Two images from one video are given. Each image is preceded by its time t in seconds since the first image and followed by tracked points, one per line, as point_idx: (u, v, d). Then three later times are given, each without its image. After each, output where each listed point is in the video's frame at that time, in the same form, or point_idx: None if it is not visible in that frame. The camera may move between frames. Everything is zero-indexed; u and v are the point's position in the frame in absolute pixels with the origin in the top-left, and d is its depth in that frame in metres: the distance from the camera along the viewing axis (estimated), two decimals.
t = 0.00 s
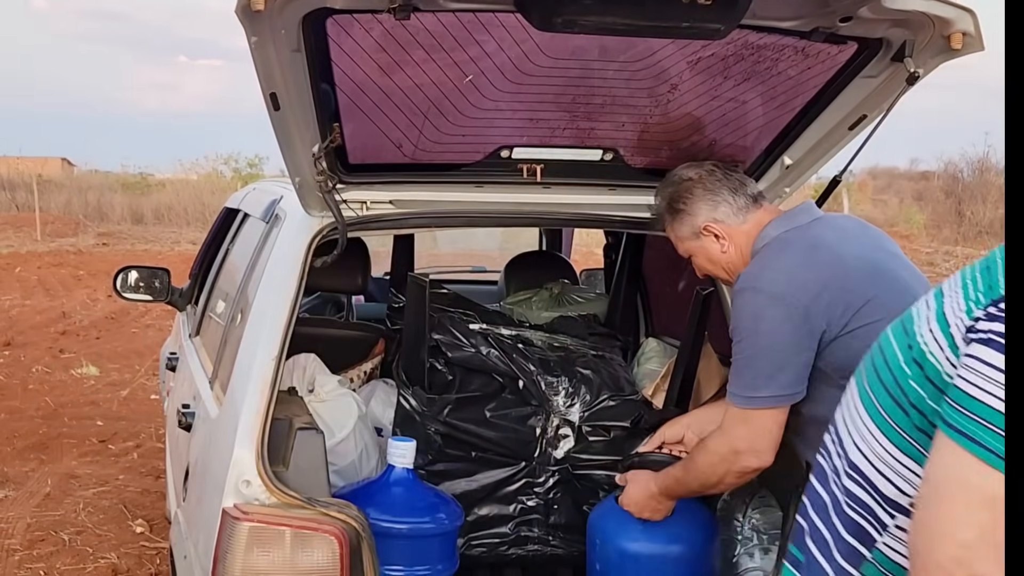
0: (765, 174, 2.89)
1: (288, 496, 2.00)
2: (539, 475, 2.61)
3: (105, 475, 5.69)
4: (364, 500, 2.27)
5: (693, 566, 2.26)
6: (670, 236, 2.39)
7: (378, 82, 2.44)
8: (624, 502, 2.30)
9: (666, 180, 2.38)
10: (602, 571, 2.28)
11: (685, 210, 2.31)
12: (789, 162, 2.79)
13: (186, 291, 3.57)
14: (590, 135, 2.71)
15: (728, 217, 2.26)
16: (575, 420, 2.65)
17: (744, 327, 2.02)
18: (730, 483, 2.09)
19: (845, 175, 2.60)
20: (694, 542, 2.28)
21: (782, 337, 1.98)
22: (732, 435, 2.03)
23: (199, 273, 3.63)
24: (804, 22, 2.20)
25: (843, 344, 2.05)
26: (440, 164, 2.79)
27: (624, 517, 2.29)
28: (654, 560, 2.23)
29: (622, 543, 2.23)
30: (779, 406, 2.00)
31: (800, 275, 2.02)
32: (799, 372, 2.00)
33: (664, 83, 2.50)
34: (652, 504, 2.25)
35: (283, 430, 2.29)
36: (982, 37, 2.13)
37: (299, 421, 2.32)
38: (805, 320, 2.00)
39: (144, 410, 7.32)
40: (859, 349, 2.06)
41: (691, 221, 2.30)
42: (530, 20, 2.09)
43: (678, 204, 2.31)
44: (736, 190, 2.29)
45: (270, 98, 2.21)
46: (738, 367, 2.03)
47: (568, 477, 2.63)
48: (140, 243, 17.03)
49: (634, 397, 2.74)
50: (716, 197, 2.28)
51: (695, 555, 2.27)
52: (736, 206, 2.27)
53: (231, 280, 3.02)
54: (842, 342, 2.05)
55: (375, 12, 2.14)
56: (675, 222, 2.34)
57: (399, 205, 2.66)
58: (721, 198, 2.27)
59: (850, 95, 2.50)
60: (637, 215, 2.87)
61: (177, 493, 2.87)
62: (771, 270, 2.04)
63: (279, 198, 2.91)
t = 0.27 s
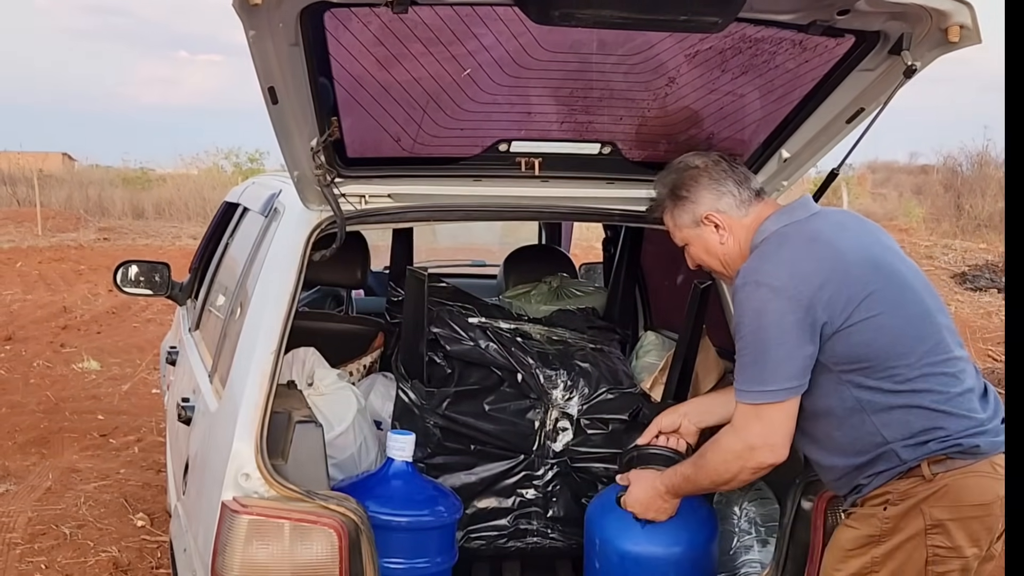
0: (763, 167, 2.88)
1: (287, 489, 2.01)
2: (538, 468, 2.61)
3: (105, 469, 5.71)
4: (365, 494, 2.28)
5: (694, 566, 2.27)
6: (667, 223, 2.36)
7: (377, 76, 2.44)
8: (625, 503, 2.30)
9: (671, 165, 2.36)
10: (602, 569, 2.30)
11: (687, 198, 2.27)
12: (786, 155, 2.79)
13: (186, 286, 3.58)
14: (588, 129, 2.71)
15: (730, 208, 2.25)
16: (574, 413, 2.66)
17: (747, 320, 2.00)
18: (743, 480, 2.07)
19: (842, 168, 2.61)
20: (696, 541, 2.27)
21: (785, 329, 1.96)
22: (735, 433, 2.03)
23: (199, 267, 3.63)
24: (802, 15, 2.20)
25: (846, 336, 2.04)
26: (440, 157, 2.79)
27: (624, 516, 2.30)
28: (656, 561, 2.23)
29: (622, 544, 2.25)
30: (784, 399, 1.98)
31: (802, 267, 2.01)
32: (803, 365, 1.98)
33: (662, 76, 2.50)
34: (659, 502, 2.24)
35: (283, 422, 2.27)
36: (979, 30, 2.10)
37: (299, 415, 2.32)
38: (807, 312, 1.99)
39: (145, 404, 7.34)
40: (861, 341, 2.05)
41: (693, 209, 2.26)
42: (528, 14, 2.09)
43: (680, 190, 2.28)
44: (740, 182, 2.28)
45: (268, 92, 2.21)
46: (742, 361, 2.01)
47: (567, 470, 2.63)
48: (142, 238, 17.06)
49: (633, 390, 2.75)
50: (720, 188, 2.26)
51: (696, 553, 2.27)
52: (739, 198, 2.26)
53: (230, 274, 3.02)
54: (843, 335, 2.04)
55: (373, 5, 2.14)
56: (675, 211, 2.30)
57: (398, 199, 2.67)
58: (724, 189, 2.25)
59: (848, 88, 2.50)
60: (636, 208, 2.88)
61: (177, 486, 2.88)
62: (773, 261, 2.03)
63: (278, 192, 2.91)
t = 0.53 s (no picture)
0: (763, 161, 2.88)
1: (287, 484, 2.02)
2: (538, 462, 2.61)
3: (106, 464, 5.71)
4: (365, 488, 2.29)
5: (694, 558, 2.26)
6: (666, 211, 2.34)
7: (377, 70, 2.44)
8: (624, 493, 2.30)
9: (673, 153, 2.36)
10: (602, 563, 2.29)
11: (691, 186, 2.26)
12: (787, 150, 2.79)
13: (186, 281, 3.58)
14: (588, 123, 2.71)
15: (734, 199, 2.24)
16: (574, 407, 2.66)
17: (742, 314, 2.00)
18: (742, 473, 2.07)
19: (843, 163, 2.61)
20: (696, 533, 2.27)
21: (781, 322, 1.97)
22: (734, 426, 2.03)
23: (199, 262, 3.63)
24: (803, 9, 2.19)
25: (843, 329, 2.05)
26: (442, 152, 2.79)
27: (624, 509, 2.29)
28: (657, 553, 2.22)
29: (623, 536, 2.24)
30: (783, 392, 1.98)
31: (798, 261, 2.02)
32: (800, 358, 1.98)
33: (662, 71, 2.50)
34: (658, 488, 2.25)
35: (284, 417, 2.28)
36: (980, 23, 2.10)
37: (299, 409, 2.33)
38: (803, 305, 1.99)
39: (146, 400, 7.34)
40: (857, 334, 2.05)
41: (696, 197, 2.26)
42: (528, 8, 2.09)
43: (684, 177, 2.27)
44: (745, 174, 2.27)
45: (268, 87, 2.20)
46: (738, 355, 2.02)
47: (567, 464, 2.63)
48: (143, 234, 17.06)
49: (633, 384, 2.75)
50: (725, 178, 2.25)
51: (696, 546, 2.26)
52: (743, 190, 2.25)
53: (231, 269, 3.02)
54: (840, 328, 2.05)
55: None
56: (678, 197, 2.29)
57: (398, 193, 2.66)
58: (729, 180, 2.25)
59: (848, 83, 2.50)
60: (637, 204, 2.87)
61: (178, 480, 2.88)
62: (769, 255, 2.03)
63: (278, 187, 2.91)
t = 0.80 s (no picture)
0: (764, 159, 2.88)
1: (289, 481, 2.02)
2: (539, 460, 2.61)
3: (108, 461, 5.72)
4: (366, 486, 2.29)
5: (689, 553, 2.26)
6: (664, 206, 2.31)
7: (378, 68, 2.44)
8: (618, 487, 2.30)
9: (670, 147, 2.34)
10: (597, 560, 2.30)
11: (694, 180, 2.25)
12: (789, 148, 2.78)
13: (187, 278, 3.59)
14: (589, 121, 2.71)
15: (737, 194, 2.24)
16: (575, 405, 2.66)
17: (739, 313, 2.01)
18: (742, 469, 2.07)
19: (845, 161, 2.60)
20: (693, 528, 2.27)
21: (778, 320, 1.97)
22: (734, 423, 2.03)
23: (200, 260, 3.64)
24: (804, 6, 2.19)
25: (840, 325, 2.05)
26: (443, 149, 2.79)
27: (617, 505, 2.29)
28: (651, 549, 2.22)
29: (617, 533, 2.24)
30: (782, 389, 1.98)
31: (792, 258, 2.02)
32: (798, 354, 1.98)
33: (664, 68, 2.49)
34: (653, 481, 2.25)
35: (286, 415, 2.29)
36: (982, 20, 2.11)
37: (301, 407, 2.33)
38: (799, 302, 2.00)
39: (147, 397, 7.35)
40: (854, 329, 2.05)
41: (699, 191, 2.24)
42: (529, 6, 2.08)
43: (687, 170, 2.25)
44: (746, 170, 2.28)
45: (270, 85, 2.20)
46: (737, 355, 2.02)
47: (568, 462, 2.62)
48: (144, 231, 17.07)
49: (634, 382, 2.75)
50: (728, 173, 2.25)
51: (693, 540, 2.26)
52: (746, 185, 2.26)
53: (232, 267, 3.02)
54: (836, 325, 2.05)
55: None
56: (679, 191, 2.26)
57: (399, 190, 2.66)
58: (733, 176, 2.25)
59: (850, 80, 2.50)
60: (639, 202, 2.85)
61: (179, 478, 2.89)
62: (764, 253, 2.03)
63: (279, 184, 2.91)
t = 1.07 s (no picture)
0: (768, 158, 2.88)
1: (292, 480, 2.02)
2: (542, 459, 2.60)
3: (112, 461, 5.73)
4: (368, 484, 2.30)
5: (678, 516, 2.29)
6: (666, 206, 2.28)
7: (381, 67, 2.44)
8: (607, 449, 2.33)
9: (672, 147, 2.31)
10: (587, 524, 2.34)
11: (701, 180, 2.22)
12: (791, 147, 2.79)
13: (191, 278, 3.59)
14: (592, 120, 2.71)
15: (743, 194, 2.23)
16: (578, 405, 2.66)
17: (740, 314, 2.01)
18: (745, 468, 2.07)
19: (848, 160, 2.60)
20: (682, 492, 2.30)
21: (777, 321, 1.97)
22: (734, 419, 2.03)
23: (204, 259, 3.64)
24: (809, 6, 2.19)
25: (840, 324, 2.05)
26: (446, 148, 2.78)
27: (608, 470, 2.33)
28: (636, 510, 2.26)
29: (606, 496, 2.28)
30: (785, 389, 1.98)
31: (792, 258, 2.02)
32: (799, 354, 1.98)
33: (667, 68, 2.49)
34: (642, 446, 2.28)
35: (289, 413, 2.30)
36: (986, 20, 2.12)
37: (304, 406, 2.33)
38: (799, 302, 2.00)
39: (151, 396, 7.36)
40: (854, 328, 2.05)
41: (706, 191, 2.21)
42: (533, 5, 2.08)
43: (694, 169, 2.23)
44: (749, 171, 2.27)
45: (273, 84, 2.20)
46: (737, 357, 2.02)
47: (572, 461, 2.62)
48: (147, 231, 17.09)
49: (637, 381, 2.75)
50: (733, 173, 2.23)
51: (682, 504, 2.29)
52: (751, 186, 2.25)
53: (235, 267, 3.03)
54: (835, 324, 2.05)
55: None
56: (685, 191, 2.23)
57: (402, 190, 2.68)
58: (738, 176, 2.24)
59: (854, 79, 2.50)
60: (640, 200, 2.87)
61: (182, 477, 2.89)
62: (762, 255, 2.03)
63: (283, 184, 2.91)
